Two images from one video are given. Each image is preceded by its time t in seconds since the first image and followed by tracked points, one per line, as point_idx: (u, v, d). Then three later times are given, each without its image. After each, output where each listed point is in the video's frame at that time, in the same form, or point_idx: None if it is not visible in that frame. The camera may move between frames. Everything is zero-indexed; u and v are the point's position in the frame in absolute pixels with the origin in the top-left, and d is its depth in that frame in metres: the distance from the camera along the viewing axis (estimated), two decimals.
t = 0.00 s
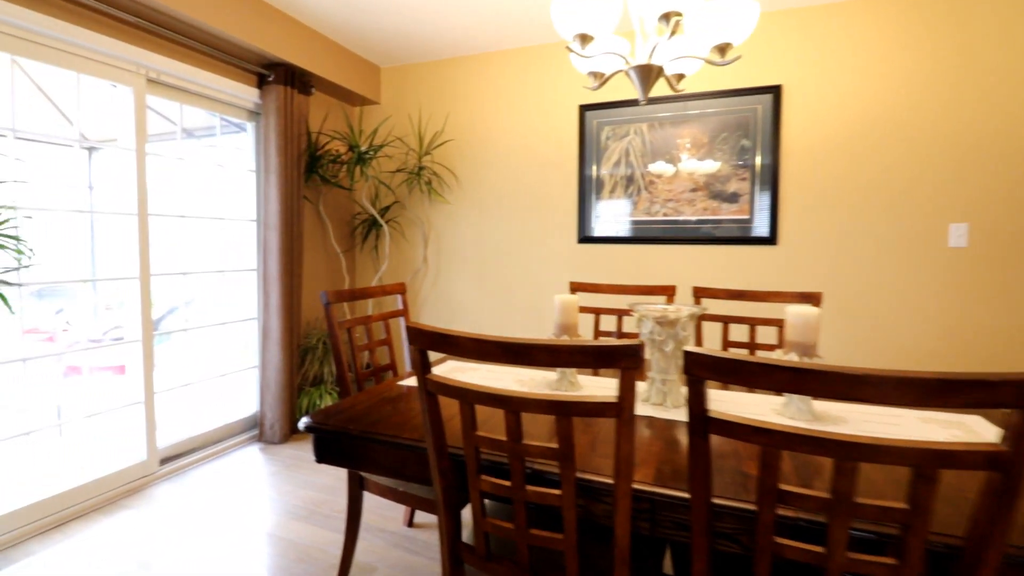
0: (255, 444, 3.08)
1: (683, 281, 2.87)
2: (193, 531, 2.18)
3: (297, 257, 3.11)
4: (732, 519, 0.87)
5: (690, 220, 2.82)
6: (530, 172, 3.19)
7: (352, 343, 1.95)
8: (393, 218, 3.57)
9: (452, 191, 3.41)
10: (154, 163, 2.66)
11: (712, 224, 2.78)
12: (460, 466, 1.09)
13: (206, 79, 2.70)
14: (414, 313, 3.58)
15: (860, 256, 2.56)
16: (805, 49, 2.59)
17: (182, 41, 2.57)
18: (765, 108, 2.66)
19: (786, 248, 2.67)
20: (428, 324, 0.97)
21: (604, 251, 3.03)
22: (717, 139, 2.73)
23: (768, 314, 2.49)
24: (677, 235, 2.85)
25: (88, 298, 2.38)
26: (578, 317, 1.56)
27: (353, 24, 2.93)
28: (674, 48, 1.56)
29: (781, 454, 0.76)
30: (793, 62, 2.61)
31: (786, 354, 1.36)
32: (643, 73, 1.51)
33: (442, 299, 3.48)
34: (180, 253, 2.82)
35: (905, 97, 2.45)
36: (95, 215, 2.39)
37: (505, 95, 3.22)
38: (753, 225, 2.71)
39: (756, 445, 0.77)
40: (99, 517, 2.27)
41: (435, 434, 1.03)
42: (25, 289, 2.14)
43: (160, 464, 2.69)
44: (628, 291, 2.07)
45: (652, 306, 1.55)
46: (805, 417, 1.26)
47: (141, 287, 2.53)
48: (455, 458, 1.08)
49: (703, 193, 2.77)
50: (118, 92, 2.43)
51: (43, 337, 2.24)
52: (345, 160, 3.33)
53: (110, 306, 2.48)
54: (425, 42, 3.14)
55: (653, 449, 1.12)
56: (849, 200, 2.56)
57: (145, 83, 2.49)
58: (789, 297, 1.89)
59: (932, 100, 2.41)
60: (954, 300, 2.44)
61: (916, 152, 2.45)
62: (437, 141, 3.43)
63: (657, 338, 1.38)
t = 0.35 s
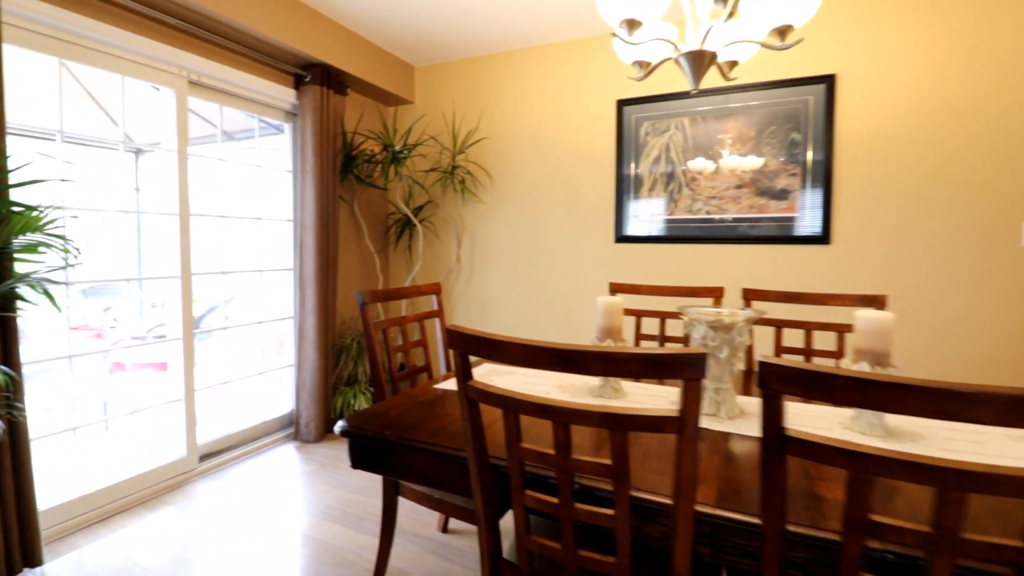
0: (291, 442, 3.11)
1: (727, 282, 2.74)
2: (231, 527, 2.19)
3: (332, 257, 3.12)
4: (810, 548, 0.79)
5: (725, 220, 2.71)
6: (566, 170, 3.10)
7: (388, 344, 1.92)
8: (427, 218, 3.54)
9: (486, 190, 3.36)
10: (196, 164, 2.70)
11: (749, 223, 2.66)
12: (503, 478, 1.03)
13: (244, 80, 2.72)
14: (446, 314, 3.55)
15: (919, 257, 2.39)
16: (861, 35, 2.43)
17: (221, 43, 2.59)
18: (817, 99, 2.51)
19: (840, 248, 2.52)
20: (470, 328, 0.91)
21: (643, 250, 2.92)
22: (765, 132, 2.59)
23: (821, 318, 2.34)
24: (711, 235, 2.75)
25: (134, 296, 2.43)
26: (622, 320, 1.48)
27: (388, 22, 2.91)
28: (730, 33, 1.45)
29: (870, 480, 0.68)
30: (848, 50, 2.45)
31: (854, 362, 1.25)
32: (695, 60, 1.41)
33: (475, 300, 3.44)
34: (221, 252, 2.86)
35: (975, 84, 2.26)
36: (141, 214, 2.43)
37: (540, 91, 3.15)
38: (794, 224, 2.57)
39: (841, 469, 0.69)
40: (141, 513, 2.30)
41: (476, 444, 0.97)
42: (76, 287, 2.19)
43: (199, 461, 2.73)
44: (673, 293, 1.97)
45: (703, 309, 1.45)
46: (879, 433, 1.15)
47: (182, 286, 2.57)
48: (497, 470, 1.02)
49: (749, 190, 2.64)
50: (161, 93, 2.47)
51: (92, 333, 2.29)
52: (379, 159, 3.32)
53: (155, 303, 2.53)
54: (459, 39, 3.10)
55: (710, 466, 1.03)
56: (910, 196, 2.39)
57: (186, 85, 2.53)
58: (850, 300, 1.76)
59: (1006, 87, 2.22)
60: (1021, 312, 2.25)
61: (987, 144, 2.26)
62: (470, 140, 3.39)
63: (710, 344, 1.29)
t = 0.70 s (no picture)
0: (326, 442, 3.10)
1: (778, 284, 2.58)
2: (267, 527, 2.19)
3: (368, 257, 3.10)
4: None
5: (766, 219, 2.57)
6: (606, 167, 2.99)
7: (423, 346, 1.86)
8: (461, 217, 3.49)
9: (522, 189, 3.28)
10: (236, 165, 2.72)
11: (792, 221, 2.52)
12: (550, 498, 0.94)
13: (283, 80, 2.72)
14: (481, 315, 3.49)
15: (978, 264, 2.22)
16: (932, 18, 2.24)
17: (260, 43, 2.60)
18: (881, 87, 2.33)
19: (906, 248, 2.33)
20: (517, 335, 0.84)
21: (687, 250, 2.79)
22: (822, 124, 2.42)
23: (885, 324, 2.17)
24: (749, 235, 2.62)
25: (177, 294, 2.45)
26: (674, 325, 1.36)
27: (425, 19, 2.86)
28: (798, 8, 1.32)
29: (1001, 527, 0.57)
30: (917, 34, 2.27)
31: (945, 377, 1.11)
32: (759, 42, 1.29)
33: (510, 301, 3.36)
34: (260, 251, 2.87)
35: None
36: (184, 213, 2.45)
37: (579, 86, 3.05)
38: (843, 224, 2.41)
39: (962, 511, 0.58)
40: (181, 511, 2.31)
41: (521, 461, 0.89)
42: (122, 286, 2.21)
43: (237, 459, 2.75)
44: (723, 296, 1.84)
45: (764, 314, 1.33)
46: (973, 457, 1.03)
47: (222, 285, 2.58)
48: (543, 488, 0.94)
49: (804, 186, 2.47)
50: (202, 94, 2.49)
51: (139, 331, 2.32)
52: (415, 159, 3.29)
53: (199, 301, 2.55)
54: (496, 35, 3.03)
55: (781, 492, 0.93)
56: (987, 192, 2.19)
57: (226, 85, 2.54)
58: (925, 305, 1.60)
59: None
60: None
61: None
62: (506, 137, 3.32)
63: (776, 354, 1.17)
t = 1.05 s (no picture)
0: (357, 443, 3.10)
1: (829, 287, 2.43)
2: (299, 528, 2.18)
3: (399, 257, 3.07)
4: None
5: (806, 218, 2.45)
6: (642, 164, 2.89)
7: (455, 350, 1.80)
8: (493, 217, 3.43)
9: (555, 188, 3.20)
10: (271, 166, 2.73)
11: (834, 221, 2.39)
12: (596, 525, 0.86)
13: (316, 80, 2.72)
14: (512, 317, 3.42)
15: None
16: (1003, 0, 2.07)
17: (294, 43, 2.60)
18: (944, 76, 2.16)
19: (972, 249, 2.15)
20: (561, 345, 0.77)
21: (728, 251, 2.66)
22: (878, 116, 2.27)
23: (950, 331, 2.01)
24: (786, 235, 2.50)
25: (213, 293, 2.46)
26: (724, 332, 1.27)
27: (458, 16, 2.82)
28: None
29: None
30: (986, 18, 2.10)
31: None
32: (822, 25, 1.19)
33: (541, 303, 3.29)
34: (295, 251, 2.88)
35: None
36: (221, 214, 2.46)
37: (614, 81, 2.96)
38: (889, 225, 2.27)
39: None
40: (216, 509, 2.33)
41: (564, 482, 0.82)
42: (161, 285, 2.24)
43: (272, 457, 2.78)
44: (771, 300, 1.73)
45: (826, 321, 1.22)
46: None
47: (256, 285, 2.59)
48: (587, 511, 0.87)
49: (858, 183, 2.32)
50: (239, 95, 2.51)
51: (179, 328, 2.35)
52: (446, 158, 3.25)
53: (236, 300, 2.57)
54: (530, 30, 2.97)
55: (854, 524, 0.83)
56: None
57: (261, 86, 2.54)
58: (1003, 313, 1.46)
59: None
60: None
61: None
62: (539, 135, 3.24)
63: (843, 366, 1.07)
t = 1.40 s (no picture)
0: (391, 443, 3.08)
1: (889, 290, 2.27)
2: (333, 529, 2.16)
3: (433, 257, 3.04)
4: None
5: (853, 216, 2.31)
6: (685, 160, 2.77)
7: (491, 353, 1.74)
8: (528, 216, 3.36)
9: (591, 186, 3.11)
10: (308, 166, 2.73)
11: (883, 220, 2.25)
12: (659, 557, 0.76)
13: (351, 79, 2.70)
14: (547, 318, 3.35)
15: None
16: None
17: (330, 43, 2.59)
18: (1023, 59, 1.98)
19: None
20: (616, 354, 0.69)
21: (777, 251, 2.52)
22: (946, 105, 2.09)
23: None
24: (841, 234, 2.35)
25: (252, 293, 2.48)
26: (786, 338, 1.17)
27: (493, 11, 2.76)
28: None
29: None
30: None
31: None
32: None
33: (577, 304, 3.20)
34: (331, 251, 2.87)
35: None
36: (259, 214, 2.47)
37: (655, 74, 2.85)
38: (941, 224, 2.13)
39: None
40: (252, 508, 2.33)
41: (617, 505, 0.74)
42: (203, 284, 2.26)
43: (308, 457, 2.78)
44: (831, 303, 1.60)
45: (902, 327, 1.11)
46: None
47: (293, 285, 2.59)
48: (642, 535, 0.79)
49: (923, 177, 2.15)
50: (276, 95, 2.51)
51: (220, 326, 2.37)
52: (480, 156, 3.20)
53: (274, 298, 2.58)
54: (566, 24, 2.88)
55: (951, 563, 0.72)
56: None
57: (298, 86, 2.55)
58: None
59: None
60: None
61: None
62: (575, 132, 3.16)
63: (928, 377, 0.96)
